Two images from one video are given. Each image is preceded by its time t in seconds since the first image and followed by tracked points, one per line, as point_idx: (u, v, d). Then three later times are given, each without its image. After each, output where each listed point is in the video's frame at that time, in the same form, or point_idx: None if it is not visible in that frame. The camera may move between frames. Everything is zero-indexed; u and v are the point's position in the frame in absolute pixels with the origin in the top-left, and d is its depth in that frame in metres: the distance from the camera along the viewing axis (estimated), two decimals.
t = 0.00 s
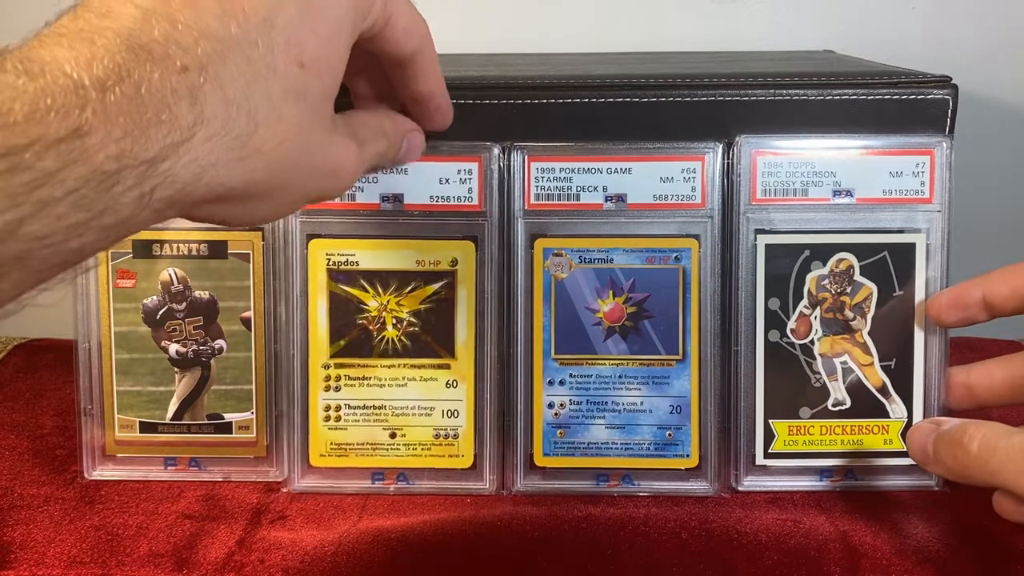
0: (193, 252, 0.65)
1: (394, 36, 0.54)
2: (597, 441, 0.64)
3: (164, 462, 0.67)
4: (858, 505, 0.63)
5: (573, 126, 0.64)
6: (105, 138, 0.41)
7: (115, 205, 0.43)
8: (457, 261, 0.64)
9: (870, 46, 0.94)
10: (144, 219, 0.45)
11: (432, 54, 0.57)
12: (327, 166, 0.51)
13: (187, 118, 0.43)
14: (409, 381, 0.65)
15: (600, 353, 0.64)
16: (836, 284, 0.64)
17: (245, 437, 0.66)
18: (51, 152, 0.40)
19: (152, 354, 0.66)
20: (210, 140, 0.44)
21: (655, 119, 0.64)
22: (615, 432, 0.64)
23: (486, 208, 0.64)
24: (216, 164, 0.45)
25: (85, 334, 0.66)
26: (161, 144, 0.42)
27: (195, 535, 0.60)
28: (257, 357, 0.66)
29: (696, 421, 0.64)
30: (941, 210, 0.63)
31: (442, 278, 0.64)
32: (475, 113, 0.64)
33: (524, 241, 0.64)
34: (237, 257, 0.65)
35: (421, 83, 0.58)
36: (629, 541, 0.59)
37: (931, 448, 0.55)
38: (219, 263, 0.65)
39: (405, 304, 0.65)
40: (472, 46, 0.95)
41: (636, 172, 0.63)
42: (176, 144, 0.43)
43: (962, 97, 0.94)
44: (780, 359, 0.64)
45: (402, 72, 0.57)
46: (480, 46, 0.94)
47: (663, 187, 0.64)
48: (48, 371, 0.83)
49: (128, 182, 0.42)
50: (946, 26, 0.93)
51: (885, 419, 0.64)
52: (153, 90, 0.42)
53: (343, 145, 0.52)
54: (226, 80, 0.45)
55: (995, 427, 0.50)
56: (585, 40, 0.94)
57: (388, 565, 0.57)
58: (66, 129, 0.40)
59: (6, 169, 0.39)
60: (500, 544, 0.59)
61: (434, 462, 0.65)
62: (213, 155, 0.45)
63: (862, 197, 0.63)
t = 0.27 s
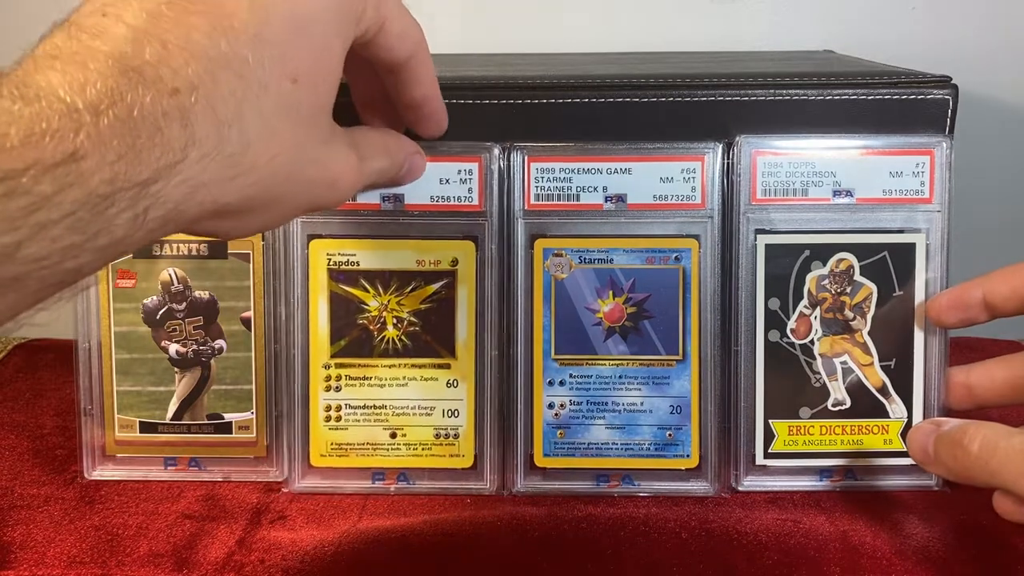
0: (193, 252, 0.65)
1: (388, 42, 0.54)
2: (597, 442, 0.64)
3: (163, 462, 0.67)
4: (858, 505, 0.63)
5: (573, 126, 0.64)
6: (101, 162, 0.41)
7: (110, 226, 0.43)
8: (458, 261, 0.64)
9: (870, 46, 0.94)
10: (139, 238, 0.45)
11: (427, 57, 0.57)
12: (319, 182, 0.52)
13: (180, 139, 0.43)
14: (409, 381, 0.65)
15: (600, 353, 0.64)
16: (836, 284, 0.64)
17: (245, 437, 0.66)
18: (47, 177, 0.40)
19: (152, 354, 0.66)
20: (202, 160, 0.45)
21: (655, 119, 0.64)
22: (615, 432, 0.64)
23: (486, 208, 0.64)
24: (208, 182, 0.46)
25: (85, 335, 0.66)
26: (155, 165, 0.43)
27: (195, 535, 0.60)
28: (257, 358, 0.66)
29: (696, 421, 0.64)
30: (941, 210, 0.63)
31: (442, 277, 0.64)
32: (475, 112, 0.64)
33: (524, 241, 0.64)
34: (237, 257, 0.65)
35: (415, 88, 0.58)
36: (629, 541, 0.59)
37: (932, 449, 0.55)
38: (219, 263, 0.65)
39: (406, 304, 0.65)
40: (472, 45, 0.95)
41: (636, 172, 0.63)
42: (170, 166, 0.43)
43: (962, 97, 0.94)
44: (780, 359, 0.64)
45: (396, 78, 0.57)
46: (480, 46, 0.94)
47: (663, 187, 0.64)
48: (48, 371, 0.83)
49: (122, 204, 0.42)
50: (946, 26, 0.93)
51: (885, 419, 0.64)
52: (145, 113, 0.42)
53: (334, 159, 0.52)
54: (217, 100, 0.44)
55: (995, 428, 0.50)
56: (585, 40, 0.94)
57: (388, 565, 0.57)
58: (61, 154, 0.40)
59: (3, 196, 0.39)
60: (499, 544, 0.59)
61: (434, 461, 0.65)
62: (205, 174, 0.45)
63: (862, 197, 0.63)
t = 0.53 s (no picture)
0: (193, 252, 0.65)
1: (363, 21, 0.50)
2: (597, 442, 0.64)
3: (163, 462, 0.67)
4: (858, 505, 0.63)
5: (573, 127, 0.64)
6: (58, 183, 0.40)
7: (72, 243, 0.41)
8: (454, 261, 0.64)
9: (870, 46, 0.94)
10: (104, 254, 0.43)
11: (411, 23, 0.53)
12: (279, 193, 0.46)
13: (133, 154, 0.41)
14: (408, 382, 0.65)
15: (600, 353, 0.64)
16: (836, 284, 0.64)
17: (245, 437, 0.66)
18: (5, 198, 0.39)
19: (152, 354, 0.66)
20: (160, 173, 0.42)
21: (655, 119, 0.64)
22: (615, 432, 0.64)
23: (482, 207, 0.64)
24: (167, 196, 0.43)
25: (85, 334, 0.66)
26: (110, 183, 0.41)
27: (196, 535, 0.60)
28: (257, 358, 0.66)
29: (696, 421, 0.64)
30: (941, 210, 0.63)
31: (441, 277, 0.64)
32: (475, 113, 0.64)
33: (524, 241, 0.64)
34: (237, 257, 0.65)
35: (399, 60, 0.54)
36: (630, 541, 0.59)
37: (932, 450, 0.54)
38: (219, 263, 0.65)
39: (404, 305, 0.64)
40: (473, 45, 0.95)
41: (636, 172, 0.63)
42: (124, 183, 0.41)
43: (963, 97, 0.94)
44: (780, 359, 0.64)
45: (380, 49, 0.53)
46: (480, 46, 0.94)
47: (663, 187, 0.63)
48: (48, 371, 0.83)
49: (83, 222, 0.41)
50: (946, 26, 0.93)
51: (884, 420, 0.64)
52: (99, 130, 0.40)
53: (292, 161, 0.46)
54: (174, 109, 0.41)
55: (995, 428, 0.50)
56: (585, 39, 0.94)
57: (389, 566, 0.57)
58: (14, 174, 0.39)
59: None
60: (499, 545, 0.59)
61: (434, 461, 0.65)
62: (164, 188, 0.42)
63: (862, 197, 0.63)
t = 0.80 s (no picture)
0: (193, 252, 0.65)
1: None
2: (597, 442, 0.64)
3: (163, 462, 0.66)
4: (858, 505, 0.63)
5: (573, 127, 0.65)
6: None
7: None
8: (454, 261, 0.64)
9: (870, 46, 0.94)
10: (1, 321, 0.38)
11: None
12: (15, 219, 0.36)
13: None
14: (408, 382, 0.65)
15: (600, 353, 0.64)
16: (836, 284, 0.64)
17: (245, 438, 0.66)
18: None
19: (152, 354, 0.66)
20: None
21: (654, 119, 0.64)
22: (615, 432, 0.64)
23: (481, 207, 0.64)
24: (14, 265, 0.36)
25: (85, 334, 0.66)
26: None
27: (196, 535, 0.60)
28: (256, 357, 0.66)
29: (696, 421, 0.64)
30: (941, 210, 0.63)
31: (441, 277, 0.64)
32: (472, 113, 0.64)
33: (524, 241, 0.64)
34: (236, 257, 0.65)
35: None
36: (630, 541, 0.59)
37: (936, 439, 0.52)
38: (219, 263, 0.65)
39: (404, 305, 0.64)
40: (473, 46, 0.95)
41: (636, 172, 0.63)
42: None
43: (963, 97, 0.94)
44: (780, 359, 0.64)
45: None
46: (480, 46, 0.95)
47: (663, 187, 0.63)
48: (48, 371, 0.83)
49: None
50: (945, 27, 0.93)
51: (885, 420, 0.64)
52: None
53: (37, 177, 0.37)
54: None
55: (1004, 418, 0.49)
56: (585, 40, 0.94)
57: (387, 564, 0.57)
58: None
59: None
60: (497, 544, 0.59)
61: (433, 461, 0.65)
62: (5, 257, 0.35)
63: (862, 197, 0.63)
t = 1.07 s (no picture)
0: (192, 252, 0.65)
1: None
2: (597, 442, 0.64)
3: (163, 463, 0.67)
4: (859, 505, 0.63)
5: (574, 126, 0.65)
6: None
7: None
8: (454, 261, 0.64)
9: (870, 46, 0.94)
10: None
11: None
12: None
13: None
14: (408, 382, 0.65)
15: (600, 353, 0.64)
16: (836, 284, 0.64)
17: (245, 437, 0.66)
18: None
19: (152, 354, 0.66)
20: None
21: (653, 119, 0.65)
22: (615, 432, 0.64)
23: (481, 207, 0.64)
24: None
25: (85, 334, 0.66)
26: None
27: (197, 536, 0.60)
28: (256, 357, 0.66)
29: (696, 421, 0.64)
30: (941, 210, 0.63)
31: (441, 277, 0.64)
32: (476, 113, 0.65)
33: (524, 241, 0.64)
34: (237, 258, 0.65)
35: None
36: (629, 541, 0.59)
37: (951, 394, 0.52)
38: (219, 263, 0.65)
39: (404, 304, 0.64)
40: (473, 46, 0.95)
41: (636, 172, 0.63)
42: None
43: (963, 97, 0.95)
44: (780, 359, 0.64)
45: None
46: (481, 47, 0.95)
47: (663, 187, 0.63)
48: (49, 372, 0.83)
49: None
50: (944, 28, 0.93)
51: (885, 420, 0.64)
52: None
53: None
54: None
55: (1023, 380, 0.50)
56: (586, 41, 0.94)
57: (387, 563, 0.56)
58: None
59: None
60: (497, 544, 0.58)
61: (433, 461, 0.65)
62: None
63: (862, 197, 0.63)
